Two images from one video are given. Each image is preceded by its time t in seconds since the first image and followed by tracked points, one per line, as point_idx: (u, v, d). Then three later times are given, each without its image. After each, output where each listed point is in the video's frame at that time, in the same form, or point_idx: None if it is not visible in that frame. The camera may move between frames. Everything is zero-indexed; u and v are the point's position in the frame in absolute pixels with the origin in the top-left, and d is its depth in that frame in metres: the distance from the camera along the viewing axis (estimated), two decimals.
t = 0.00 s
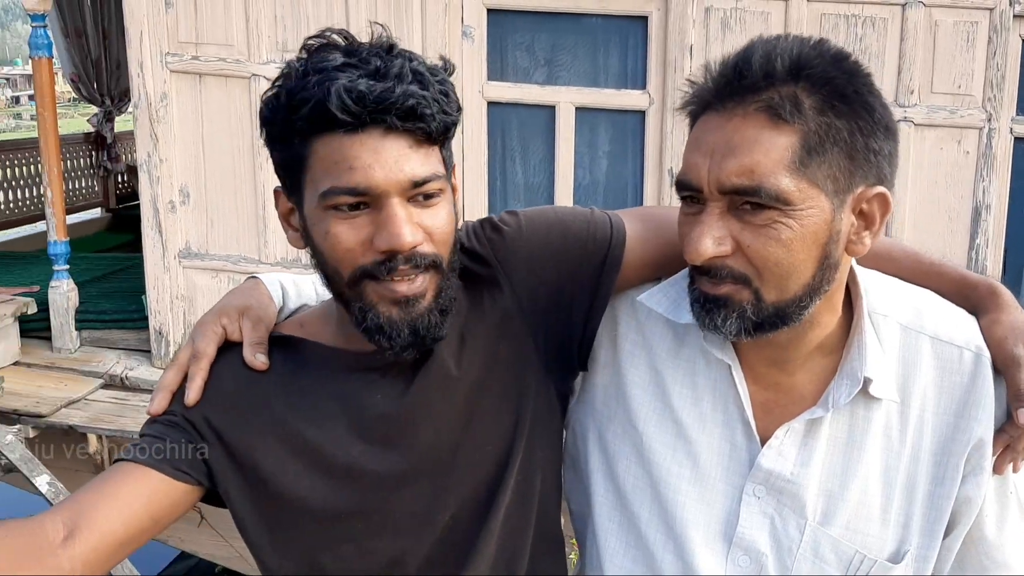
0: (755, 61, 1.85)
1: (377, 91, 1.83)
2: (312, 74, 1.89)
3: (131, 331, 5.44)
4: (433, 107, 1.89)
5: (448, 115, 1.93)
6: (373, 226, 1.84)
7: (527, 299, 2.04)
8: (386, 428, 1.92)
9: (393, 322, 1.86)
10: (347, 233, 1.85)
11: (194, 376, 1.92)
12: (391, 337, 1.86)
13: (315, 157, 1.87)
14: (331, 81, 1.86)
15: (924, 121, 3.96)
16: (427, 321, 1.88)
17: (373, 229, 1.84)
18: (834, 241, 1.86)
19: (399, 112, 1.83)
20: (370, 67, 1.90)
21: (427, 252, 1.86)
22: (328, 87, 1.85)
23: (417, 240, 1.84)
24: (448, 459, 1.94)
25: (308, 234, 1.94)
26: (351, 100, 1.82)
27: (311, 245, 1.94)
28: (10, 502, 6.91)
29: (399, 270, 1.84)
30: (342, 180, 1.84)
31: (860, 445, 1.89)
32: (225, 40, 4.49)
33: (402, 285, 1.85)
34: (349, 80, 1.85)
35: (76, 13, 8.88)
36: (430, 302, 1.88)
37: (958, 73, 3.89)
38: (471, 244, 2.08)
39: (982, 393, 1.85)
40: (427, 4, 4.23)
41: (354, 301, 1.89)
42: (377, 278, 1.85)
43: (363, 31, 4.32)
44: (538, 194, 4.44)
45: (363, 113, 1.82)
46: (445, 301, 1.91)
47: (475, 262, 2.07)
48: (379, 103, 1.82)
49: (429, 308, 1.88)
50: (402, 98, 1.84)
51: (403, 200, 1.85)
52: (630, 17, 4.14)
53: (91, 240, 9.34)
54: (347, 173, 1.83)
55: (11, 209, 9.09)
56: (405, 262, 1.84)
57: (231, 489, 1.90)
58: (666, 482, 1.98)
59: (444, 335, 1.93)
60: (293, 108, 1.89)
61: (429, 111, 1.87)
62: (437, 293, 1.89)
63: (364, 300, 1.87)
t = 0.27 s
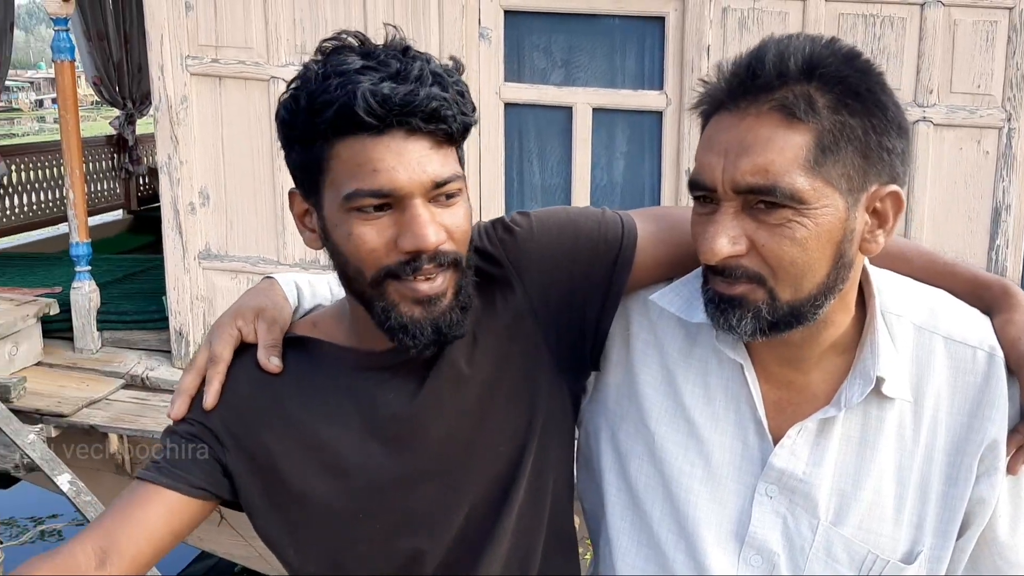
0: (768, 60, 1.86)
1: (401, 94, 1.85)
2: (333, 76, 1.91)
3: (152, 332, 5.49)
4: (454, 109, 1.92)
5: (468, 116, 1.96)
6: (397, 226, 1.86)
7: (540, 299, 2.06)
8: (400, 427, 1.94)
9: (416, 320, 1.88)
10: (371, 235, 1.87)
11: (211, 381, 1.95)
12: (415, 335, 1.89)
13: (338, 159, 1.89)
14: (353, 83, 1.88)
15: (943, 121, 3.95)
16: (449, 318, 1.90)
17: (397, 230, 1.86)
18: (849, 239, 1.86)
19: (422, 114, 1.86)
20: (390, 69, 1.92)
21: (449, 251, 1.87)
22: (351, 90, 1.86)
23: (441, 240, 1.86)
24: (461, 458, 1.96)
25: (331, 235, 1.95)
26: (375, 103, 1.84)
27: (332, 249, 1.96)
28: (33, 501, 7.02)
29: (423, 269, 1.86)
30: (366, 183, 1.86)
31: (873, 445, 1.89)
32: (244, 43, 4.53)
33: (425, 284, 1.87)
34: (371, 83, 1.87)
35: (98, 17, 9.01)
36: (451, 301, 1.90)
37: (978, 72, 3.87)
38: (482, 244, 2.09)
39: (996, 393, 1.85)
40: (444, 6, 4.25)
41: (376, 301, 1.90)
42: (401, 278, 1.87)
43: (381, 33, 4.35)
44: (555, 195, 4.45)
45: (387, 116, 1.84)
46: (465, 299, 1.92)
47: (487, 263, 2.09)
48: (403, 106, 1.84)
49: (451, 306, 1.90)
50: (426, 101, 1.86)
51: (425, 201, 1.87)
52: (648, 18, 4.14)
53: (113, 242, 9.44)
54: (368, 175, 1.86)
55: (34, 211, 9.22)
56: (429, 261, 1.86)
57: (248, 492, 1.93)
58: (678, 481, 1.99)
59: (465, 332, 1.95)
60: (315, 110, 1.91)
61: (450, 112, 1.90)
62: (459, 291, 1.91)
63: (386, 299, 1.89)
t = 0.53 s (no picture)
0: (772, 64, 1.85)
1: (395, 103, 1.86)
2: (336, 81, 1.93)
3: (169, 331, 5.54)
4: (452, 120, 1.91)
5: (468, 126, 1.95)
6: (389, 232, 1.89)
7: (547, 301, 2.07)
8: (411, 427, 1.96)
9: (405, 326, 1.91)
10: (364, 239, 1.90)
11: (228, 382, 1.96)
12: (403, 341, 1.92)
13: (335, 165, 1.91)
14: (352, 90, 1.90)
15: (959, 121, 3.93)
16: (438, 325, 1.93)
17: (388, 236, 1.88)
18: (855, 243, 1.86)
19: (416, 124, 1.86)
20: (392, 77, 1.93)
21: (440, 258, 1.90)
22: (349, 97, 1.88)
23: (432, 249, 1.88)
24: (472, 458, 1.97)
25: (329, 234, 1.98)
26: (367, 112, 1.85)
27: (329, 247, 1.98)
28: (50, 498, 7.11)
29: (412, 277, 1.89)
30: (360, 190, 1.88)
31: (883, 447, 1.89)
32: (260, 44, 4.56)
33: (414, 291, 1.90)
34: (369, 91, 1.88)
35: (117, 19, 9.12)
36: (442, 308, 1.92)
37: (994, 71, 3.85)
38: (491, 245, 2.11)
39: (1007, 396, 1.85)
40: (459, 6, 4.27)
41: (368, 303, 1.94)
42: (391, 284, 1.90)
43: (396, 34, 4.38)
44: (569, 194, 4.46)
45: (380, 125, 1.85)
46: (458, 305, 1.95)
47: (495, 264, 2.10)
48: (396, 116, 1.85)
49: (441, 313, 1.93)
50: (420, 112, 1.86)
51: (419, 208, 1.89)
52: (662, 18, 4.14)
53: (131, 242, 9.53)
54: (388, 176, 1.87)
55: (53, 211, 9.32)
56: (419, 269, 1.89)
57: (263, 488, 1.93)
58: (687, 482, 1.99)
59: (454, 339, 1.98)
60: (315, 114, 1.93)
61: (447, 123, 1.89)
62: (451, 297, 1.94)
63: (377, 304, 1.92)
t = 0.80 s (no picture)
0: (800, 63, 1.84)
1: (394, 103, 1.86)
2: (345, 79, 1.94)
3: (193, 330, 5.58)
4: (455, 120, 1.89)
5: (474, 127, 1.92)
6: (390, 231, 1.88)
7: (570, 301, 2.06)
8: (432, 427, 1.95)
9: (405, 327, 1.92)
10: (367, 236, 1.89)
11: (252, 376, 1.96)
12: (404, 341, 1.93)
13: (345, 159, 1.91)
14: (357, 88, 1.91)
15: (984, 119, 3.87)
16: (438, 329, 1.93)
17: (389, 235, 1.88)
18: (883, 245, 1.84)
19: (414, 123, 1.86)
20: (399, 75, 1.93)
21: (443, 261, 1.89)
22: (352, 95, 1.90)
23: (433, 250, 1.87)
24: (495, 458, 1.97)
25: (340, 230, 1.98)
26: (366, 110, 1.87)
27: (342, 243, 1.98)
28: (77, 495, 7.21)
29: (412, 279, 1.89)
30: (364, 185, 1.88)
31: (909, 450, 1.88)
32: (283, 45, 4.59)
33: (414, 292, 1.90)
34: (372, 90, 1.89)
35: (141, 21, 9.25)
36: (444, 312, 1.92)
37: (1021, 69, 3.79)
38: (513, 244, 2.09)
39: None
40: (480, 5, 4.27)
41: (374, 302, 1.94)
42: (392, 284, 1.90)
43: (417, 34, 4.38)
44: (590, 193, 4.45)
45: (377, 124, 1.86)
46: (461, 310, 1.94)
47: (516, 262, 2.08)
48: (393, 116, 1.86)
49: (443, 317, 1.92)
50: (418, 112, 1.86)
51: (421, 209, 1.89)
52: (684, 16, 4.12)
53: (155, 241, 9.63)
54: (415, 177, 1.86)
55: (79, 211, 9.43)
56: (418, 270, 1.88)
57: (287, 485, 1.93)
58: (710, 483, 1.97)
59: (456, 343, 1.97)
60: (323, 110, 1.96)
61: (448, 123, 1.87)
62: (454, 302, 1.93)
63: (382, 303, 1.93)
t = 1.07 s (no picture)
0: (867, 64, 1.82)
1: (443, 104, 1.88)
2: (401, 81, 1.98)
3: (253, 329, 5.70)
4: (503, 122, 1.89)
5: (524, 130, 1.92)
6: (438, 232, 1.90)
7: (629, 303, 2.07)
8: (492, 428, 1.97)
9: (451, 329, 1.94)
10: (417, 236, 1.91)
11: (319, 390, 1.98)
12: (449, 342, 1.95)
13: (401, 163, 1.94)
14: (410, 89, 1.94)
15: None
16: (481, 333, 1.94)
17: (437, 235, 1.90)
18: (953, 248, 1.81)
19: (460, 123, 1.87)
20: (453, 78, 1.95)
21: (488, 266, 1.91)
22: (404, 96, 1.93)
23: (478, 253, 1.88)
24: (557, 460, 1.99)
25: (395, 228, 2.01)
26: (415, 110, 1.89)
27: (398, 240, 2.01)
28: (141, 489, 7.43)
29: (458, 282, 1.90)
30: (415, 186, 1.90)
31: (977, 456, 1.85)
32: (340, 49, 4.67)
33: (459, 295, 1.91)
34: (424, 92, 1.92)
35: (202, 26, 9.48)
36: (489, 316, 1.93)
37: None
38: (572, 244, 2.11)
39: None
40: (534, 7, 4.28)
41: (424, 302, 1.96)
42: (439, 286, 1.92)
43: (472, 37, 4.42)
44: (644, 192, 4.44)
45: (425, 125, 1.88)
46: (504, 318, 1.95)
47: (576, 264, 2.10)
48: (441, 116, 1.88)
49: (488, 321, 1.93)
50: (465, 112, 1.87)
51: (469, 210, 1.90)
52: (741, 14, 4.08)
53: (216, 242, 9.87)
54: (463, 178, 1.88)
55: (143, 213, 9.71)
56: (464, 273, 1.89)
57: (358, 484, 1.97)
58: (772, 487, 1.96)
59: (499, 349, 1.98)
60: (379, 112, 2.00)
61: (495, 125, 1.88)
62: (497, 309, 1.94)
63: (431, 304, 1.95)
